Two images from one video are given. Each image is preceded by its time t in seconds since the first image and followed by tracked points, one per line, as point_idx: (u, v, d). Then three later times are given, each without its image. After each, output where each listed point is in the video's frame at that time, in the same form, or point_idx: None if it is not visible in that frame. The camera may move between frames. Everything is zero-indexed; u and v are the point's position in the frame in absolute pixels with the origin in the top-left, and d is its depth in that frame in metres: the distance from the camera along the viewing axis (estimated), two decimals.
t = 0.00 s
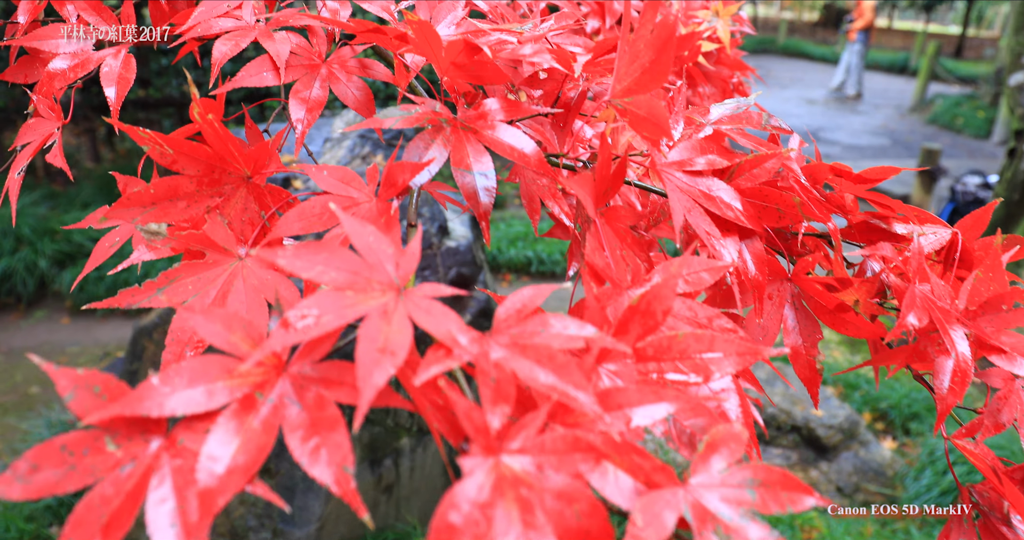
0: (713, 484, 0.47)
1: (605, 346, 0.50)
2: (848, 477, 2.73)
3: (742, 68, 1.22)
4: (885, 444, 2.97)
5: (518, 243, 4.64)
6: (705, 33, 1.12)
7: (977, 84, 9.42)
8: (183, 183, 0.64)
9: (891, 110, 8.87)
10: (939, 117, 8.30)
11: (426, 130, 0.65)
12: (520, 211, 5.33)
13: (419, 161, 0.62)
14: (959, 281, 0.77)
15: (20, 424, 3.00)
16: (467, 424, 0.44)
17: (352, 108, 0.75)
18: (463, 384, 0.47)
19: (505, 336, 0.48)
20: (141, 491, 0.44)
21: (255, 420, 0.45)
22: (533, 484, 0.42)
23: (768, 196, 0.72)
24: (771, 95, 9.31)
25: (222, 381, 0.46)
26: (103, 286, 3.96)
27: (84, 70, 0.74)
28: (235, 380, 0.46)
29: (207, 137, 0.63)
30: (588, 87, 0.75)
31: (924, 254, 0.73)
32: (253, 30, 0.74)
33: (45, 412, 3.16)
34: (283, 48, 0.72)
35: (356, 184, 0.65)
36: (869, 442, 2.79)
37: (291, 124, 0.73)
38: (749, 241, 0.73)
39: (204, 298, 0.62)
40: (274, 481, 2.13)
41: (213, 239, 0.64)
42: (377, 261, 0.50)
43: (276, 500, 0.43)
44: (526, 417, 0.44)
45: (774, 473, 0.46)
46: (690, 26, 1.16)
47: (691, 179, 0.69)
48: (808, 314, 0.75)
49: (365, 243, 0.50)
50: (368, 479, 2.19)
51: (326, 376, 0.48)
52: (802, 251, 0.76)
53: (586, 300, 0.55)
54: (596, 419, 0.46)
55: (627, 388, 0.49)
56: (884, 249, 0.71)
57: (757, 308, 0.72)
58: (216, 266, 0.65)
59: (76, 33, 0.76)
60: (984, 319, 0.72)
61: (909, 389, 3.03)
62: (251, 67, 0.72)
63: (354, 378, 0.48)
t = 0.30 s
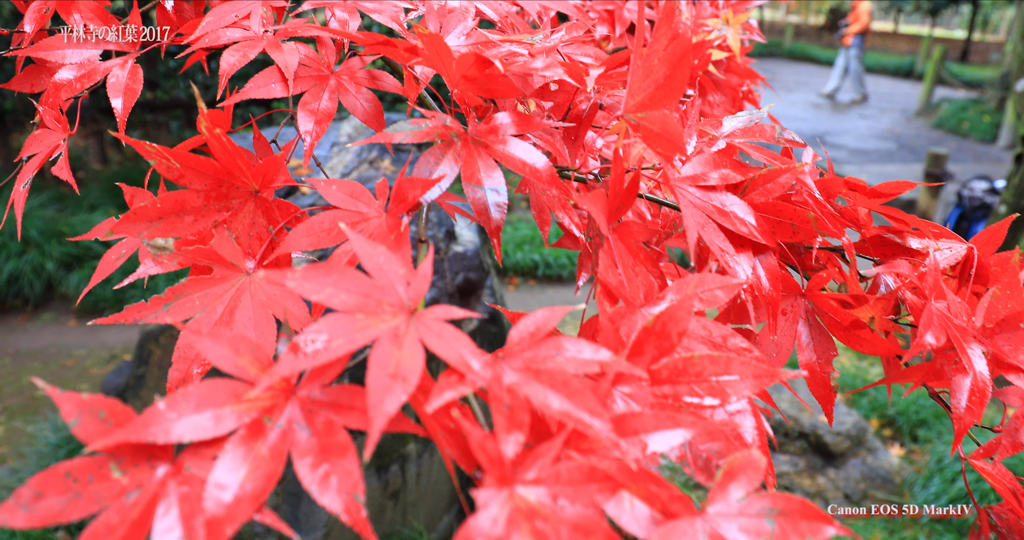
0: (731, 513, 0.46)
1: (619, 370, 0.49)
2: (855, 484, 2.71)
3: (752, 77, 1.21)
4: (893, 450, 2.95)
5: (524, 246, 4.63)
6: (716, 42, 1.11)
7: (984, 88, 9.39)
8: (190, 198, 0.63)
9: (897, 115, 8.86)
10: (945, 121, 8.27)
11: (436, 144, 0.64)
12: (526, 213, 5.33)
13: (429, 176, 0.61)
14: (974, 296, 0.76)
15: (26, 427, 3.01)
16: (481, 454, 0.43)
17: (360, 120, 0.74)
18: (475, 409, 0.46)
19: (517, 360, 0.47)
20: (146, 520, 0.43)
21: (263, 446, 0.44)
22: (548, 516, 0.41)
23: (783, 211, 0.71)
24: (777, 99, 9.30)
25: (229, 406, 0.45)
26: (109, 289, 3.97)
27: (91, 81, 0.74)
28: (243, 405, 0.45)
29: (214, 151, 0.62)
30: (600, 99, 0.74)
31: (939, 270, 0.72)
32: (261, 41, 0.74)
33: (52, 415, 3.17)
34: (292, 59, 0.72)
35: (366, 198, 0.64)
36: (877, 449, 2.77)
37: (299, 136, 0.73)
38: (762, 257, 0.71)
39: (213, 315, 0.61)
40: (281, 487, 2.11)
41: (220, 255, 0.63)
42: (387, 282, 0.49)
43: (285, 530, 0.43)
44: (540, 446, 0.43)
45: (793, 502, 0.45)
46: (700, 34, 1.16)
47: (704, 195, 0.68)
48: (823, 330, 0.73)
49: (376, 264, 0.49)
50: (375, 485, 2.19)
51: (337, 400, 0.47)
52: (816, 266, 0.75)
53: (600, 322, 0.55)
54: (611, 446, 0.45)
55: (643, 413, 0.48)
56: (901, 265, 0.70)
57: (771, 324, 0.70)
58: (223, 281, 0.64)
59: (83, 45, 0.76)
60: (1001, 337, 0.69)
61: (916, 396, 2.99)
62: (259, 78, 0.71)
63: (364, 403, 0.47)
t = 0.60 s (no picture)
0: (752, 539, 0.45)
1: (636, 391, 0.48)
2: (860, 494, 2.69)
3: (760, 86, 1.20)
4: (898, 460, 2.94)
5: (528, 253, 4.63)
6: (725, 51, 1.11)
7: (987, 95, 9.39)
8: (197, 211, 0.63)
9: (900, 122, 8.87)
10: (949, 127, 8.26)
11: (447, 157, 0.63)
12: (529, 219, 5.33)
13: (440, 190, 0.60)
14: (990, 311, 0.75)
15: (30, 433, 3.01)
16: (498, 480, 0.42)
17: (369, 132, 0.73)
18: (490, 431, 0.45)
19: (533, 382, 0.46)
20: None
21: (274, 470, 0.43)
22: None
23: (797, 225, 0.70)
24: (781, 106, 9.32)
25: (239, 427, 0.44)
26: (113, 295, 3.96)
27: (97, 91, 0.73)
28: (253, 427, 0.44)
29: (223, 164, 0.62)
30: (612, 111, 0.73)
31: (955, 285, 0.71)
32: (270, 51, 0.73)
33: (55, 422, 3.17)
34: (300, 70, 0.71)
35: (375, 212, 0.63)
36: (883, 458, 2.73)
37: (308, 148, 0.72)
38: (777, 271, 0.71)
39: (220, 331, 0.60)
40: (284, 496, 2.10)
41: (228, 269, 0.62)
42: (399, 301, 0.48)
43: None
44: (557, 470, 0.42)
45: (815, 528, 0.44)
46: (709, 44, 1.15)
47: (718, 208, 0.67)
48: (837, 345, 0.72)
49: (388, 282, 0.48)
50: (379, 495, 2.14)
51: (348, 422, 0.46)
52: (830, 281, 0.74)
53: (616, 341, 0.54)
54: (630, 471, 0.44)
55: (661, 435, 0.47)
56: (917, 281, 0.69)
57: (785, 340, 0.69)
58: (231, 296, 0.63)
59: (90, 54, 0.75)
60: (1019, 352, 0.69)
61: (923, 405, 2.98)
62: (268, 90, 0.71)
63: (377, 424, 0.46)
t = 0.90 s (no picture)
0: None
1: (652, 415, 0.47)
2: (865, 501, 2.69)
3: (770, 95, 1.19)
4: (903, 467, 2.93)
5: (532, 257, 4.64)
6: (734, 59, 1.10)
7: (991, 100, 9.40)
8: (206, 226, 0.62)
9: (905, 127, 8.87)
10: (954, 132, 8.26)
11: (458, 172, 0.62)
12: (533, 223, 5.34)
13: (452, 206, 0.59)
14: (1006, 326, 0.74)
15: (35, 436, 3.01)
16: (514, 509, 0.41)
17: (379, 144, 0.73)
18: (504, 455, 0.45)
19: (548, 405, 0.46)
20: None
21: (285, 495, 0.43)
22: None
23: (811, 239, 0.69)
24: (785, 109, 9.32)
25: (250, 451, 0.43)
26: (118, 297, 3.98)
27: (106, 103, 0.73)
28: (264, 451, 0.44)
29: (233, 179, 0.61)
30: (624, 123, 0.72)
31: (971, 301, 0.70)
32: (279, 63, 0.72)
33: (60, 425, 3.17)
34: (310, 82, 0.70)
35: (386, 227, 0.63)
36: (888, 466, 2.75)
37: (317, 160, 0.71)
38: (790, 286, 0.70)
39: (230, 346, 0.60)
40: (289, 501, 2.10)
41: (236, 284, 0.61)
42: (413, 322, 0.47)
43: None
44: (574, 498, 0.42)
45: None
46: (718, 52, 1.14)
47: (731, 224, 0.66)
48: (852, 362, 0.71)
49: (401, 303, 0.47)
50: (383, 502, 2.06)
51: (361, 445, 0.45)
52: (844, 296, 0.73)
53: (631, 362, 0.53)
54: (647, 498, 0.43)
55: (678, 460, 0.46)
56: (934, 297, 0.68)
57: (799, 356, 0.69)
58: (240, 311, 0.62)
59: (98, 64, 0.74)
60: None
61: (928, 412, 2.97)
62: (277, 102, 0.70)
63: (390, 448, 0.45)
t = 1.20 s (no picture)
0: None
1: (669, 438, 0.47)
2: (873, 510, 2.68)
3: (779, 104, 1.18)
4: (911, 475, 2.91)
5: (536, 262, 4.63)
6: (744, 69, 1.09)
7: (997, 104, 9.36)
8: (216, 240, 0.62)
9: (910, 132, 8.86)
10: (959, 137, 8.24)
11: (470, 188, 0.62)
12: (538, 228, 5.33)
13: (463, 222, 0.59)
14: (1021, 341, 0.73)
15: (39, 441, 3.02)
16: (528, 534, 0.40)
17: (389, 157, 0.72)
18: (519, 477, 0.44)
19: (563, 427, 0.45)
20: None
21: (298, 519, 0.42)
22: None
23: (824, 255, 0.69)
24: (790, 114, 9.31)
25: (263, 474, 0.43)
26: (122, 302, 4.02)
27: (116, 114, 0.72)
28: (277, 474, 0.43)
29: (244, 194, 0.61)
30: (635, 137, 0.72)
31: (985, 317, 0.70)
32: (289, 75, 0.72)
33: (64, 430, 3.18)
34: (320, 94, 0.70)
35: (397, 242, 0.63)
36: (895, 474, 2.73)
37: (327, 173, 0.71)
38: (803, 302, 0.69)
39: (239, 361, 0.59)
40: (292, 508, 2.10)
41: (247, 299, 0.61)
42: (427, 343, 0.47)
43: None
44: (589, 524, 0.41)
45: None
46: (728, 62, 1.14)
47: (744, 239, 0.66)
48: (864, 378, 0.71)
49: (415, 323, 0.47)
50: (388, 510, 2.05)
51: (374, 467, 0.45)
52: (857, 311, 0.73)
53: (646, 382, 0.53)
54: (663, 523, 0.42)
55: (694, 483, 0.46)
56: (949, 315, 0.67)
57: (812, 372, 0.68)
58: (250, 326, 0.62)
59: (108, 76, 0.74)
60: None
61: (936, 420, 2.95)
62: (287, 114, 0.70)
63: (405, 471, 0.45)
